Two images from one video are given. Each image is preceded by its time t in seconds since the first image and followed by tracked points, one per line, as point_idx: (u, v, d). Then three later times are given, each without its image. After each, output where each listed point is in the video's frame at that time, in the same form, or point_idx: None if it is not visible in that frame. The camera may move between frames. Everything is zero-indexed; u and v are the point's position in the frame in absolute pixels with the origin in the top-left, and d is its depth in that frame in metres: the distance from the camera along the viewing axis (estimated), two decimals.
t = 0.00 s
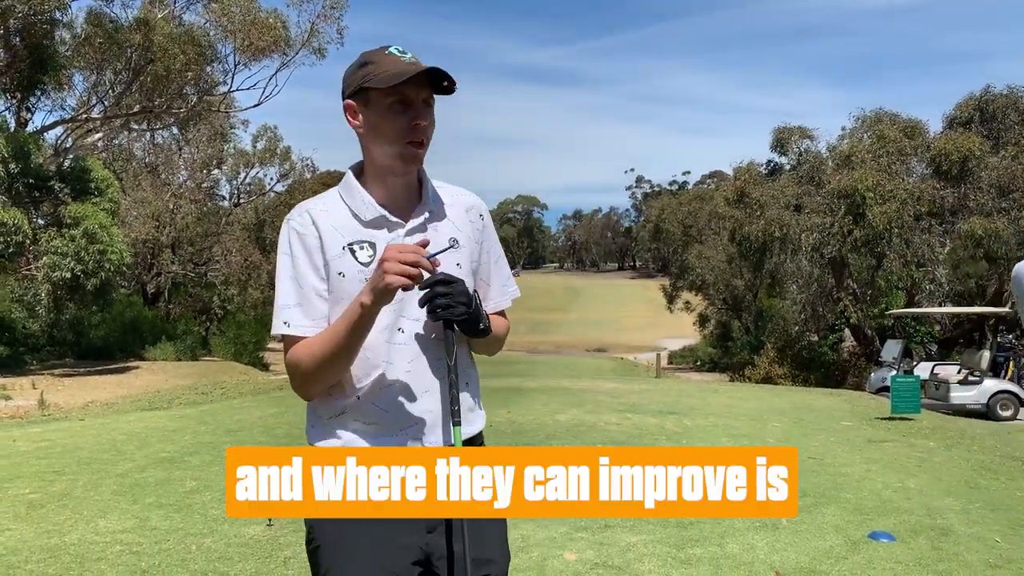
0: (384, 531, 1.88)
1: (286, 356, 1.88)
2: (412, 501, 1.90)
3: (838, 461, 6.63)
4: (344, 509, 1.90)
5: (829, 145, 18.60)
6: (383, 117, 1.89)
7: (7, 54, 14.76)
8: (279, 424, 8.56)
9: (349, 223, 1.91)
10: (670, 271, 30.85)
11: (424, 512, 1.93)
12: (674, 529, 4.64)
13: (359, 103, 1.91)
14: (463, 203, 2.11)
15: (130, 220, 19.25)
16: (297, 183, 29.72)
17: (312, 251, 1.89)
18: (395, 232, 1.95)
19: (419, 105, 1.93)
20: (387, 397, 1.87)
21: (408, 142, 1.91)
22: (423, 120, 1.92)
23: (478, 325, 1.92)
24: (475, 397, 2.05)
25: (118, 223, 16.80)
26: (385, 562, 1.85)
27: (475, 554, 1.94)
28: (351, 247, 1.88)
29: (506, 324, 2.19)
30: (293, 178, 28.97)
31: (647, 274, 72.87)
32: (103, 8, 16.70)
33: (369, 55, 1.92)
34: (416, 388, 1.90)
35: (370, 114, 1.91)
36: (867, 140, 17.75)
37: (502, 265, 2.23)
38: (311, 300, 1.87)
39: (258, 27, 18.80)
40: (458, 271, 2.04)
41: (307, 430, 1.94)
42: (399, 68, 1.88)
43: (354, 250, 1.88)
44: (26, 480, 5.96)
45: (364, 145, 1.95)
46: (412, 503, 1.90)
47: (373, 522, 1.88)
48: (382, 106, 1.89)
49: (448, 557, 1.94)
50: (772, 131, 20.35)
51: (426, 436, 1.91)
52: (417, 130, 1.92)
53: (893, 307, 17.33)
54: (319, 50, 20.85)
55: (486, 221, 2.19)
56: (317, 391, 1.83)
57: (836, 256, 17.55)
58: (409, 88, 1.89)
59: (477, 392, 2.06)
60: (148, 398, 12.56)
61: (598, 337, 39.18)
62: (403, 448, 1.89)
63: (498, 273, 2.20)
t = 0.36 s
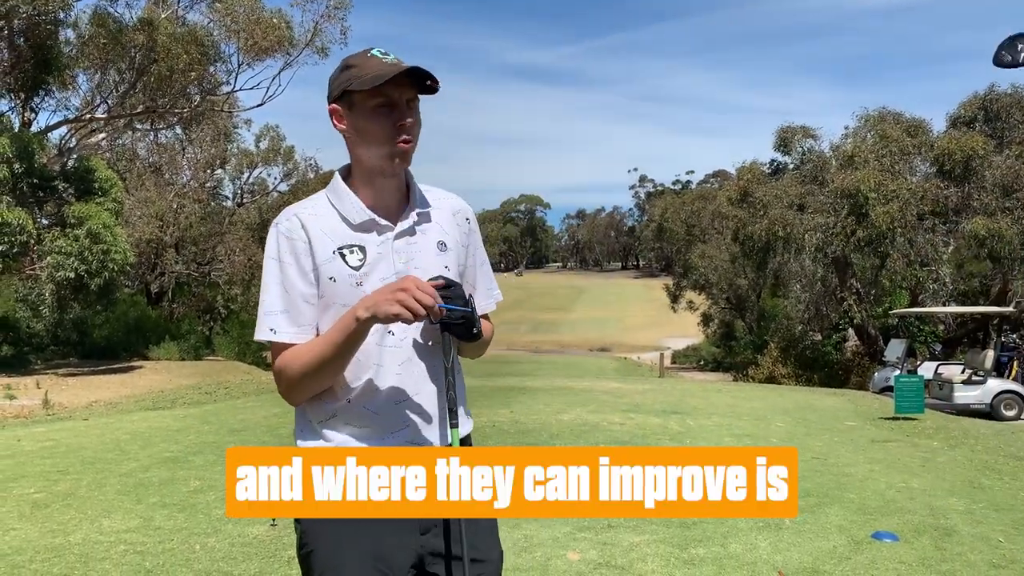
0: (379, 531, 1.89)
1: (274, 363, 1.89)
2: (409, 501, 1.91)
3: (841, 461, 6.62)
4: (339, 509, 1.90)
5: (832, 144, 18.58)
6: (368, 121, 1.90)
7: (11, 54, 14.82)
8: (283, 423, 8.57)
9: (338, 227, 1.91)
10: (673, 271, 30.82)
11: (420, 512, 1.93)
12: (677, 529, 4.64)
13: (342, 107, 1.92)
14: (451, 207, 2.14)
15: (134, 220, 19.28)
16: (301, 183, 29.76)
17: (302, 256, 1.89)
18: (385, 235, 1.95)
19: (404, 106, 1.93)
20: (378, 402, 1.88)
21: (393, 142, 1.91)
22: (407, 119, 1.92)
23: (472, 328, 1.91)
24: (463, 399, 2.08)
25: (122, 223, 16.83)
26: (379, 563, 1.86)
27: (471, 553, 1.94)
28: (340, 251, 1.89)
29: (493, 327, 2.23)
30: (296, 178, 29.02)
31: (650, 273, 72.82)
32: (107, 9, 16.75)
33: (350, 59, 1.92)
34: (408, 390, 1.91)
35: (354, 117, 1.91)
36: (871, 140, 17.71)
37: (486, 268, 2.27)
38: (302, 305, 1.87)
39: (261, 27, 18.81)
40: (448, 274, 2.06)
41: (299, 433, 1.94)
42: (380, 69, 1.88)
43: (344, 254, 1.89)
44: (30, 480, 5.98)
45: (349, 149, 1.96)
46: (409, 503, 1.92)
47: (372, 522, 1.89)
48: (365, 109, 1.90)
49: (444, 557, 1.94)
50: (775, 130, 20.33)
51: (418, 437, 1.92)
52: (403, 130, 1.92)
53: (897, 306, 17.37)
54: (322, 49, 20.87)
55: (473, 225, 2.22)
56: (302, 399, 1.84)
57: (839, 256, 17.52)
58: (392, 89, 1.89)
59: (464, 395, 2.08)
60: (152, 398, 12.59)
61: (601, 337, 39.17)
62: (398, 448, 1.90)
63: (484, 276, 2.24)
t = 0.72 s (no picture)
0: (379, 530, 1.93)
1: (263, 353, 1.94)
2: (411, 500, 1.96)
3: (843, 460, 6.62)
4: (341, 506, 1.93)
5: (835, 143, 18.56)
6: (350, 117, 1.99)
7: (14, 55, 14.86)
8: (285, 422, 8.58)
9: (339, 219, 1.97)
10: (676, 270, 30.79)
11: (419, 511, 1.99)
12: (678, 527, 4.65)
13: (333, 108, 2.04)
14: (458, 206, 2.19)
15: (137, 220, 19.31)
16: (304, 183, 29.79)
17: (301, 244, 1.94)
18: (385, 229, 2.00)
19: (381, 97, 1.98)
20: (370, 396, 1.93)
21: (373, 132, 1.96)
22: (383, 109, 1.97)
23: (467, 322, 2.00)
24: (463, 397, 2.12)
25: (125, 223, 16.87)
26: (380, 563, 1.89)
27: (467, 556, 1.98)
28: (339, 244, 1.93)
29: (499, 327, 2.27)
30: (299, 178, 29.04)
31: (653, 272, 72.77)
32: (111, 9, 16.79)
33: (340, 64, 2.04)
34: (404, 386, 1.96)
35: (342, 116, 2.02)
36: (874, 139, 17.66)
37: (495, 268, 2.31)
38: (296, 295, 1.93)
39: (265, 28, 18.82)
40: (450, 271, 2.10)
41: (295, 425, 2.00)
42: (354, 65, 1.97)
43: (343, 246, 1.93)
44: (34, 478, 6.00)
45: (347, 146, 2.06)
46: (412, 501, 1.96)
47: (373, 520, 1.93)
48: (348, 106, 1.99)
49: (438, 559, 1.98)
50: (778, 130, 20.32)
51: (415, 435, 1.97)
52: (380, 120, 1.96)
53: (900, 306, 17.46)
54: (324, 49, 20.87)
55: (482, 226, 2.26)
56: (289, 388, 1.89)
57: (842, 255, 17.50)
58: (364, 83, 1.97)
59: (464, 394, 2.13)
60: (154, 397, 12.62)
61: (604, 337, 39.13)
62: (399, 448, 1.95)
63: (493, 277, 2.29)
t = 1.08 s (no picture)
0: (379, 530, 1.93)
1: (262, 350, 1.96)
2: (411, 500, 1.97)
3: (842, 458, 6.62)
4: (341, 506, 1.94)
5: (836, 142, 18.55)
6: (350, 117, 2.01)
7: (15, 54, 14.86)
8: (285, 421, 8.58)
9: (343, 213, 1.98)
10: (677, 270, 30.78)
11: (418, 511, 2.00)
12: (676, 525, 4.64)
13: (334, 107, 2.05)
14: (459, 204, 2.21)
15: (138, 219, 19.34)
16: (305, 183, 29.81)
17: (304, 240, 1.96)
18: (389, 224, 2.01)
19: (379, 96, 1.99)
20: (375, 390, 1.94)
21: (372, 132, 1.98)
22: (380, 109, 1.98)
23: (472, 318, 2.01)
24: (465, 394, 2.14)
25: (127, 223, 16.89)
26: (382, 560, 1.91)
27: (467, 550, 2.00)
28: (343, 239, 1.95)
29: (500, 325, 2.28)
30: (300, 177, 29.05)
31: (654, 272, 72.75)
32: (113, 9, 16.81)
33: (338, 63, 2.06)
34: (408, 379, 1.98)
35: (343, 116, 2.03)
36: (875, 139, 17.63)
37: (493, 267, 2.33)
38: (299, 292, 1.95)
39: (266, 28, 18.82)
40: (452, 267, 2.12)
41: (296, 422, 2.01)
42: (352, 66, 1.98)
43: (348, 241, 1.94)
44: (33, 476, 6.01)
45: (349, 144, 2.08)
46: (412, 501, 1.97)
47: (372, 520, 1.94)
48: (347, 106, 2.01)
49: (441, 555, 2.00)
50: (779, 129, 20.32)
51: (418, 427, 1.99)
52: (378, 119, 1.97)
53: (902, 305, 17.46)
54: (326, 49, 20.88)
55: (481, 225, 2.28)
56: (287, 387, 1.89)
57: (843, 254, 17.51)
58: (362, 83, 1.98)
59: (465, 390, 2.14)
60: (155, 396, 12.64)
61: (605, 336, 39.12)
62: (398, 448, 1.97)
63: (492, 276, 2.31)
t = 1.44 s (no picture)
0: (382, 528, 1.95)
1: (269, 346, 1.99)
2: (411, 500, 1.98)
3: (841, 456, 6.64)
4: (342, 506, 1.98)
5: (836, 142, 18.57)
6: (357, 114, 2.02)
7: (17, 55, 14.89)
8: (285, 419, 8.61)
9: (351, 209, 2.00)
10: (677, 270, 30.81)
11: (419, 509, 2.02)
12: (673, 522, 4.66)
13: (340, 104, 2.07)
14: (463, 200, 2.23)
15: (139, 219, 19.38)
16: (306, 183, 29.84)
17: (313, 238, 1.98)
18: (398, 220, 2.03)
19: (385, 93, 2.02)
20: (386, 384, 1.97)
21: (381, 129, 2.00)
22: (388, 106, 2.00)
23: (487, 314, 2.03)
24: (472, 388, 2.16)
25: (128, 223, 16.89)
26: (386, 551, 1.94)
27: (472, 542, 2.02)
28: (353, 235, 1.97)
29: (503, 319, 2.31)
30: (301, 177, 28.98)
31: (655, 272, 72.82)
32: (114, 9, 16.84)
33: (341, 60, 2.07)
34: (418, 373, 2.00)
35: (349, 114, 2.06)
36: (876, 138, 17.61)
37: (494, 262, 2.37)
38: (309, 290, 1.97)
39: (267, 28, 18.85)
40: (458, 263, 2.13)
41: (304, 417, 2.05)
42: (358, 64, 2.00)
43: (357, 238, 1.97)
44: (35, 474, 6.04)
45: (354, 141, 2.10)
46: (412, 501, 1.99)
47: (375, 518, 1.97)
48: (354, 104, 2.03)
49: (450, 547, 2.05)
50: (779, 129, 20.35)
51: (428, 420, 2.01)
52: (387, 116, 2.00)
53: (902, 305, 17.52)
54: (327, 49, 20.90)
55: (484, 219, 2.31)
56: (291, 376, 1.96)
57: (844, 254, 17.50)
58: (369, 80, 2.00)
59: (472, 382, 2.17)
60: (156, 394, 12.67)
61: (606, 336, 39.12)
62: (401, 447, 1.99)
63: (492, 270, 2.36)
